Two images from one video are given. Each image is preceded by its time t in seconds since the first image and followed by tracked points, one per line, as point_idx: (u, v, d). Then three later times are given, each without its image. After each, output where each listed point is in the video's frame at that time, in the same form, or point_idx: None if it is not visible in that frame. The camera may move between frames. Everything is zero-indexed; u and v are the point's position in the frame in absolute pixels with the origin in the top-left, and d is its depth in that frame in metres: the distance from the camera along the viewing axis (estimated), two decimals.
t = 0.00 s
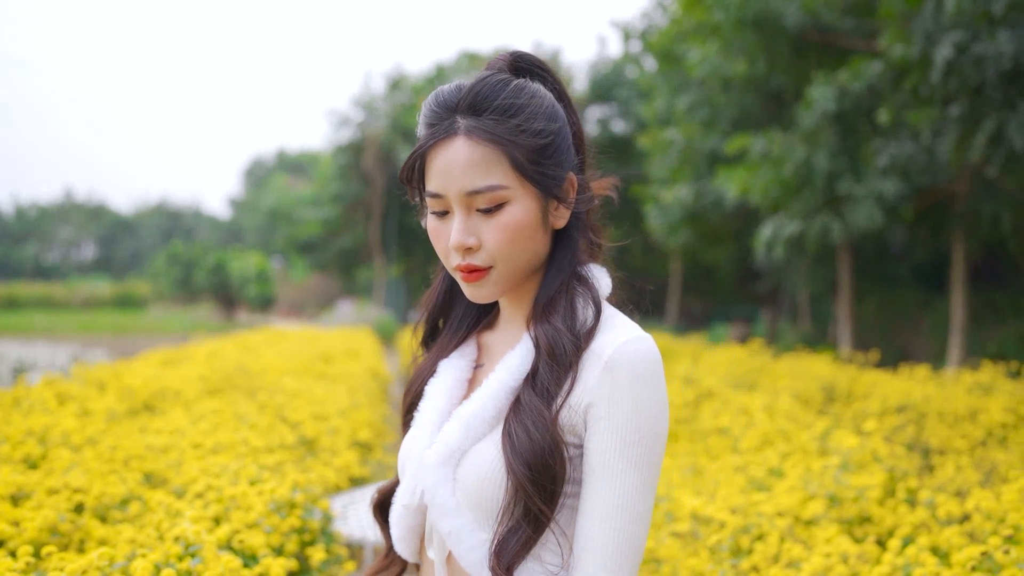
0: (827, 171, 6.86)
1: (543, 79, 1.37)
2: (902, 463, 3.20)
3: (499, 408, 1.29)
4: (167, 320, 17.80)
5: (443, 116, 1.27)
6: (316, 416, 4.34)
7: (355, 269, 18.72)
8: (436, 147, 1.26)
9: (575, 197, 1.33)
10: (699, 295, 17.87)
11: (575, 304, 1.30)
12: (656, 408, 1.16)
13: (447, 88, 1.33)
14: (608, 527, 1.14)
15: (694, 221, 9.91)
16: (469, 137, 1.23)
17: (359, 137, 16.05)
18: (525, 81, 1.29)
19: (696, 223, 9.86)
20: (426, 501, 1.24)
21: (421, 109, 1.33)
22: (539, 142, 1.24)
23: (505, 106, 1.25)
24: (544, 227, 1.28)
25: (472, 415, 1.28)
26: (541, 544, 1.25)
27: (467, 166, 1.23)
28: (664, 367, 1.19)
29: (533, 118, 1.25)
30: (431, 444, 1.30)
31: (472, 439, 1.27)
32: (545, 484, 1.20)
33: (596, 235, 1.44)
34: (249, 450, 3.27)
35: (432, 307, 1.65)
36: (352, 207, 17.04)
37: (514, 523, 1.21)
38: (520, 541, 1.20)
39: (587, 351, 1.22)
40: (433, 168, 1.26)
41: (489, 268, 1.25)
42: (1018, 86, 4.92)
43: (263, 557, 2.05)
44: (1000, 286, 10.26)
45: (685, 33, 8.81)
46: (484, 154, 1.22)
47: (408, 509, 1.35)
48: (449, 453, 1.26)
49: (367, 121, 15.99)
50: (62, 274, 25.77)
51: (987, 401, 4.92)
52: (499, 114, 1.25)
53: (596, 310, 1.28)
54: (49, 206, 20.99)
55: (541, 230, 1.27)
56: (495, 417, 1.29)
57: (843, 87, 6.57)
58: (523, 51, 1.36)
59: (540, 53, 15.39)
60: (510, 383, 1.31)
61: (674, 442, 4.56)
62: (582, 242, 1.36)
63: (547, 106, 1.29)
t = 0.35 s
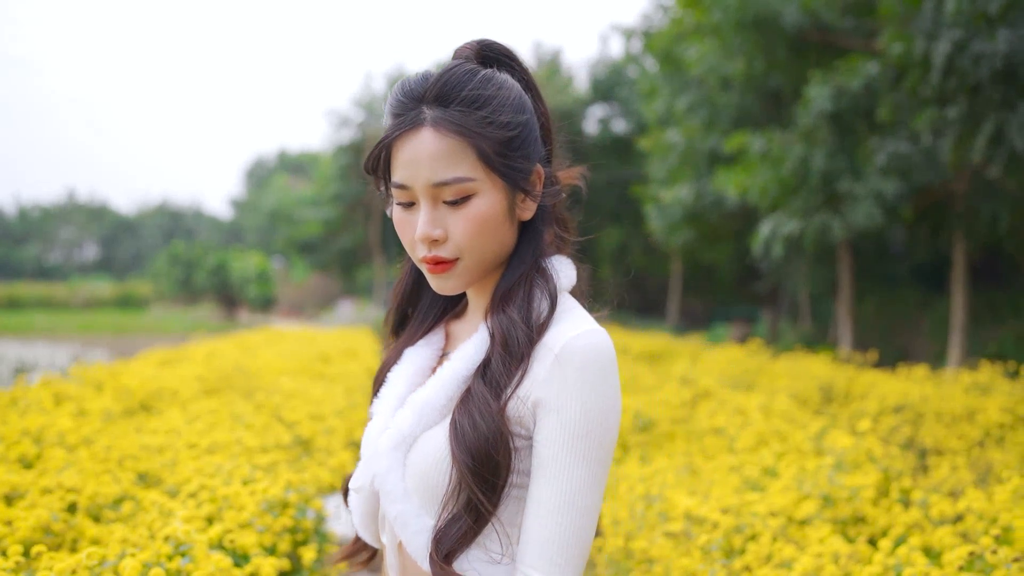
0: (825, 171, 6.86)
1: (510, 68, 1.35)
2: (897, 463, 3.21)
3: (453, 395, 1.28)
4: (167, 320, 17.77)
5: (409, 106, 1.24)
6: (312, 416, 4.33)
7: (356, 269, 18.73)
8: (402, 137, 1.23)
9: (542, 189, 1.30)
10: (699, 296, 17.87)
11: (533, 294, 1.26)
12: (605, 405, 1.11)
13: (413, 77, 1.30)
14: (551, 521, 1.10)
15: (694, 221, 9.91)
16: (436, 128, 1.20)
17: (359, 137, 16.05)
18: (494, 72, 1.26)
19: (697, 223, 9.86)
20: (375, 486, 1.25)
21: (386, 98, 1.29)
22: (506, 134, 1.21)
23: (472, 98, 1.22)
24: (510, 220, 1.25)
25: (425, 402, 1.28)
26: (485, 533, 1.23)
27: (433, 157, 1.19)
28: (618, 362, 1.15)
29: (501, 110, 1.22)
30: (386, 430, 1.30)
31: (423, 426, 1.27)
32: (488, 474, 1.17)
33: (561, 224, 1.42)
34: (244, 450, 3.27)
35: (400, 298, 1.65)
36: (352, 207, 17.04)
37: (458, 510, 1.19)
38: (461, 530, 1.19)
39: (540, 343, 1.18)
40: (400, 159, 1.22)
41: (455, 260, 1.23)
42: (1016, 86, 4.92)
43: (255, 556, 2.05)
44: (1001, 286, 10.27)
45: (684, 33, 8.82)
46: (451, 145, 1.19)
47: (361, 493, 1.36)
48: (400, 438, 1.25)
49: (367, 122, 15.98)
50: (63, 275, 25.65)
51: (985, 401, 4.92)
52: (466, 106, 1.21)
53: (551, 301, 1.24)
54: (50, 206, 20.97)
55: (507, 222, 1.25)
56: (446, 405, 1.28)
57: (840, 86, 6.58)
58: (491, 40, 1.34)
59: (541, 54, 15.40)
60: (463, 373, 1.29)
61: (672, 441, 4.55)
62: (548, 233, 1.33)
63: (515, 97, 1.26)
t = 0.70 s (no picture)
0: (834, 170, 6.83)
1: (492, 63, 1.35)
2: (904, 464, 3.19)
3: (426, 388, 1.29)
4: (179, 319, 17.80)
5: (390, 99, 1.25)
6: (320, 416, 4.34)
7: (367, 269, 18.76)
8: (383, 130, 1.23)
9: (524, 183, 1.31)
10: (709, 296, 17.81)
11: (508, 289, 1.26)
12: (572, 403, 1.12)
13: (394, 70, 1.30)
14: (515, 517, 1.11)
15: (705, 221, 9.88)
16: (417, 122, 1.20)
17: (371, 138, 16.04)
18: (475, 65, 1.26)
19: (707, 223, 9.83)
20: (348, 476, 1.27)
21: (368, 90, 1.29)
22: (487, 129, 1.22)
23: (453, 91, 1.22)
24: (493, 214, 1.26)
25: (398, 396, 1.29)
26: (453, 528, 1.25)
27: (414, 152, 1.20)
28: (589, 361, 1.15)
29: (483, 104, 1.22)
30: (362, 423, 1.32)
31: (395, 419, 1.28)
32: (454, 470, 1.19)
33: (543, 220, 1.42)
34: (250, 450, 3.28)
35: (385, 291, 1.67)
36: (363, 208, 17.05)
37: (424, 504, 1.22)
38: (426, 524, 1.21)
39: (511, 340, 1.19)
40: (381, 153, 1.23)
41: (436, 254, 1.24)
42: None
43: (259, 555, 2.06)
44: (1012, 286, 10.21)
45: (695, 32, 8.79)
46: (432, 140, 1.20)
47: (334, 484, 1.37)
48: (375, 430, 1.27)
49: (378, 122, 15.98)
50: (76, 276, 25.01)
51: (995, 402, 4.89)
52: (447, 100, 1.22)
53: (524, 298, 1.24)
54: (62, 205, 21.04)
55: (490, 217, 1.26)
56: (418, 399, 1.29)
57: (850, 86, 6.55)
58: (474, 32, 1.34)
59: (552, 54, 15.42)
60: (436, 367, 1.30)
61: (679, 442, 4.53)
62: (528, 228, 1.33)
63: (496, 91, 1.25)
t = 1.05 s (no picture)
0: (856, 169, 6.77)
1: (487, 60, 1.39)
2: (925, 464, 3.16)
3: (414, 384, 1.33)
4: (202, 319, 17.87)
5: (384, 97, 1.26)
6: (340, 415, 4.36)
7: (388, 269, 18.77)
8: (378, 128, 1.25)
9: (520, 181, 1.33)
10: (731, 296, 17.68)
11: (498, 288, 1.28)
12: (553, 405, 1.14)
13: (390, 68, 1.32)
14: (494, 517, 1.13)
15: (726, 221, 9.82)
16: (412, 120, 1.22)
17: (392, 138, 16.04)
18: (469, 63, 1.28)
19: (729, 222, 9.75)
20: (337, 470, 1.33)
21: (363, 88, 1.31)
22: (482, 126, 1.24)
23: (448, 89, 1.25)
24: (487, 212, 1.29)
25: (385, 392, 1.34)
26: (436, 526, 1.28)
27: (410, 150, 1.22)
28: (573, 363, 1.17)
29: (477, 101, 1.25)
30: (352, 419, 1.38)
31: (382, 416, 1.33)
32: (436, 468, 1.22)
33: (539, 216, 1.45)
34: (269, 448, 3.31)
35: (383, 288, 1.69)
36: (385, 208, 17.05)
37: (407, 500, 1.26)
38: (407, 520, 1.26)
39: (497, 340, 1.21)
40: (375, 150, 1.25)
41: (431, 252, 1.26)
42: None
43: (274, 552, 2.07)
44: None
45: (717, 31, 8.72)
46: (426, 138, 1.21)
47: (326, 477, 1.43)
48: (362, 426, 1.33)
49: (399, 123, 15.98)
50: (100, 275, 23.06)
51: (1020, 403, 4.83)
52: (441, 97, 1.24)
53: (513, 296, 1.26)
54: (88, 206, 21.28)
55: (485, 215, 1.28)
56: (405, 395, 1.33)
57: (873, 84, 6.50)
58: (469, 30, 1.38)
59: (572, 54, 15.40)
60: (424, 364, 1.34)
61: (697, 442, 4.50)
62: (524, 226, 1.35)
63: (491, 88, 1.28)
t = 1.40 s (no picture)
0: (879, 168, 6.70)
1: (492, 59, 1.41)
2: (945, 464, 3.12)
3: (408, 379, 1.34)
4: (225, 319, 17.97)
5: (388, 93, 1.27)
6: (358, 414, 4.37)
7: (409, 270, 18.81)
8: (380, 124, 1.26)
9: (521, 180, 1.35)
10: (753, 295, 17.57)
11: (494, 286, 1.29)
12: (545, 404, 1.15)
13: (393, 65, 1.33)
14: (484, 516, 1.13)
15: (748, 221, 9.76)
16: (414, 117, 1.23)
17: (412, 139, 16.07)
18: (473, 61, 1.30)
19: (751, 222, 9.70)
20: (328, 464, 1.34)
21: (367, 84, 1.32)
22: (485, 124, 1.25)
23: (451, 87, 1.26)
24: (488, 211, 1.30)
25: (379, 386, 1.35)
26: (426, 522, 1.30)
27: (411, 147, 1.23)
28: (565, 362, 1.17)
29: (480, 99, 1.26)
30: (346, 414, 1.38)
31: (376, 411, 1.33)
32: (426, 463, 1.24)
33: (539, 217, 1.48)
34: (286, 446, 3.32)
35: (384, 284, 1.71)
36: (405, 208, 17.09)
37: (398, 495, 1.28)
38: (397, 516, 1.27)
39: (491, 338, 1.23)
40: (377, 147, 1.26)
41: (431, 249, 1.27)
42: None
43: (290, 549, 2.09)
44: None
45: (739, 30, 8.67)
46: (428, 134, 1.23)
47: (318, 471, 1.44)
48: (354, 421, 1.33)
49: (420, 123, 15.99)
50: (126, 276, 22.80)
51: None
52: (444, 94, 1.25)
53: (509, 294, 1.28)
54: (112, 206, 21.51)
55: (486, 213, 1.29)
56: (398, 391, 1.34)
57: (896, 81, 6.44)
58: (474, 29, 1.39)
59: (592, 54, 15.36)
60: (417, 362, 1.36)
61: (716, 442, 4.46)
62: (523, 225, 1.37)
63: (495, 86, 1.30)
